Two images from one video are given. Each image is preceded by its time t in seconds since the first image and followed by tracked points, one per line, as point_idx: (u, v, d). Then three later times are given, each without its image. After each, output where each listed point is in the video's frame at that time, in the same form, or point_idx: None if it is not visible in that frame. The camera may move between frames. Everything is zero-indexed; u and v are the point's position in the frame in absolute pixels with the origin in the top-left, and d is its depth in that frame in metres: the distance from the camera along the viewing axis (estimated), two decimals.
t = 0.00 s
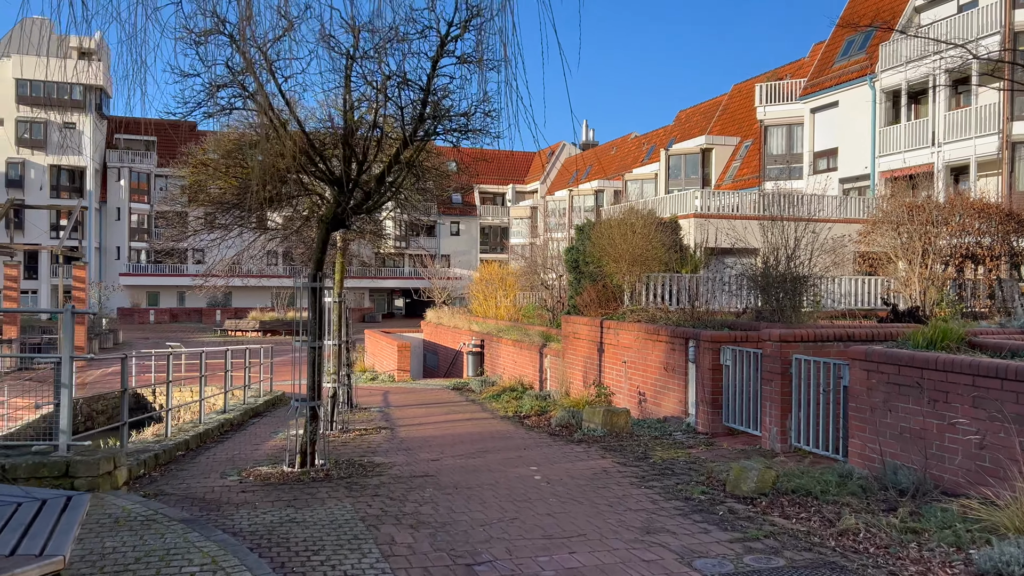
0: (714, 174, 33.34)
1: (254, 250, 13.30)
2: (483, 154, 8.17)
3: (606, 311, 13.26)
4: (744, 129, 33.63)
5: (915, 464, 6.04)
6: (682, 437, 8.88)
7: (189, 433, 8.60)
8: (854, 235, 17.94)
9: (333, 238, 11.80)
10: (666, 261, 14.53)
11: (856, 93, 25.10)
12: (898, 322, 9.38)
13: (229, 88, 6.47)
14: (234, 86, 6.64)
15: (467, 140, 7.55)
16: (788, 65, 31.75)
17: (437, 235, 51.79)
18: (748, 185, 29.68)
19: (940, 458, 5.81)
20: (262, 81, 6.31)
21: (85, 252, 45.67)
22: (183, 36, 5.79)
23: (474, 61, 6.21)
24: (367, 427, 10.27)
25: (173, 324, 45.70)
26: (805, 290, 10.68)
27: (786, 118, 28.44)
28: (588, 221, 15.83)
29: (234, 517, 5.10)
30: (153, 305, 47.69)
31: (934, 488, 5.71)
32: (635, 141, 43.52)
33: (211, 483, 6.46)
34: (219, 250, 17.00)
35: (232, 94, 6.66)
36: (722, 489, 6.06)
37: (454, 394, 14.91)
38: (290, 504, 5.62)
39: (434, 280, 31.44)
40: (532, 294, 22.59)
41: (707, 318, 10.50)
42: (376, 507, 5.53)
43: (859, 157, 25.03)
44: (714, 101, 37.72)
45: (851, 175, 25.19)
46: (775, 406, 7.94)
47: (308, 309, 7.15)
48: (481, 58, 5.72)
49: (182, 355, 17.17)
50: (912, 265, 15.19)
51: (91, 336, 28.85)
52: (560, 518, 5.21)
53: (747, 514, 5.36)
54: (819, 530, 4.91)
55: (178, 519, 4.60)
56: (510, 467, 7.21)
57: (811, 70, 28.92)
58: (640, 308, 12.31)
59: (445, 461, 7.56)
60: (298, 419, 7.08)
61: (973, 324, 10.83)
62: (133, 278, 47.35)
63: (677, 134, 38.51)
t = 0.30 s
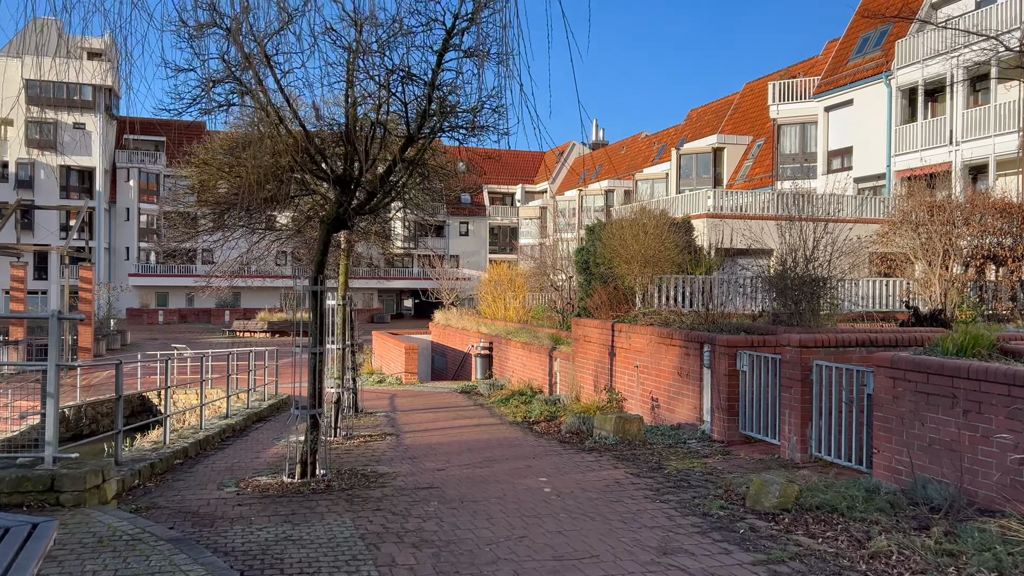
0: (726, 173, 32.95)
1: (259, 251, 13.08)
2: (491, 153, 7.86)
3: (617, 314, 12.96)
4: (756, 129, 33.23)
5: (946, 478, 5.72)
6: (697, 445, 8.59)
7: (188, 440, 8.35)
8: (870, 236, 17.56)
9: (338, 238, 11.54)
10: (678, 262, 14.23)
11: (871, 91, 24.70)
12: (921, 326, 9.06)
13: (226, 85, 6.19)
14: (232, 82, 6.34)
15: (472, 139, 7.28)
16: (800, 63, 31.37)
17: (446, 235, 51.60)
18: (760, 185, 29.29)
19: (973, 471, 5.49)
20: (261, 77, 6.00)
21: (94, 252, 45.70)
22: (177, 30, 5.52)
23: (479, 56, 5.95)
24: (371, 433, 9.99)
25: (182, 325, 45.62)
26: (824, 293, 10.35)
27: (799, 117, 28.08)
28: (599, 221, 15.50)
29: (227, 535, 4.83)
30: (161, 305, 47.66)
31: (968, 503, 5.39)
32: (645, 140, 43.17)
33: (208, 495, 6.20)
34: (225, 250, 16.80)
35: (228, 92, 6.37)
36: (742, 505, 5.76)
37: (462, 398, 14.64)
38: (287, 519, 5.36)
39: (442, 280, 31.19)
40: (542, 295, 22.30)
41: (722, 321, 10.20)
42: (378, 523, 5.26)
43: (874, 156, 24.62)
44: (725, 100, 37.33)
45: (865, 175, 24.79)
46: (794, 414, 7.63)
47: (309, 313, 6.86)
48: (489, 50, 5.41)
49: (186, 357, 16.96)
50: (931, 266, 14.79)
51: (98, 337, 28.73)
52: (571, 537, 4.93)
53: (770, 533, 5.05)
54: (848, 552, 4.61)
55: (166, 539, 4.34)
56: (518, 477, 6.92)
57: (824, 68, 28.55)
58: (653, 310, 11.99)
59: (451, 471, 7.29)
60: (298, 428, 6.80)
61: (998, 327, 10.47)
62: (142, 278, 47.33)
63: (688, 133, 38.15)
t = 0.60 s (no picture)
0: (739, 171, 32.54)
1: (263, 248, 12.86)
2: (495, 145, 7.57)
3: (629, 312, 12.65)
4: (769, 126, 32.78)
5: (978, 485, 5.39)
6: (712, 448, 8.27)
7: (186, 441, 8.12)
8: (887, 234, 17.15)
9: (342, 234, 11.28)
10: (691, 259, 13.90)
11: (887, 86, 24.26)
12: (946, 325, 8.71)
13: (219, 72, 5.92)
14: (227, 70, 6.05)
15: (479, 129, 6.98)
16: (815, 59, 30.94)
17: (456, 234, 51.37)
18: (774, 182, 28.88)
19: (1008, 478, 5.16)
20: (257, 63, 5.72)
21: (106, 251, 45.74)
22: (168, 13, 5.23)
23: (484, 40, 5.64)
24: (376, 434, 9.72)
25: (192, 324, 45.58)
26: (843, 291, 10.00)
27: (814, 113, 27.68)
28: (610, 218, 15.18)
29: (215, 544, 4.57)
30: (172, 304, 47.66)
31: (1002, 512, 5.06)
32: (657, 138, 42.77)
33: (200, 499, 5.95)
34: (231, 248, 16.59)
35: (222, 79, 6.10)
36: (761, 513, 5.45)
37: (470, 398, 14.35)
38: (280, 525, 5.09)
39: (451, 279, 30.91)
40: (552, 294, 21.98)
41: (737, 319, 9.88)
42: (375, 531, 4.98)
43: (891, 152, 24.17)
44: (738, 97, 36.89)
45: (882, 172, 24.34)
46: (814, 416, 7.30)
47: (308, 310, 6.57)
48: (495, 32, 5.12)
49: (192, 356, 16.77)
50: (953, 264, 14.37)
51: (107, 335, 28.66)
52: (579, 547, 4.64)
53: (791, 543, 4.74)
54: (876, 566, 4.29)
55: (147, 549, 4.08)
56: (525, 482, 6.62)
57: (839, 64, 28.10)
58: (666, 309, 11.67)
59: (455, 474, 7.01)
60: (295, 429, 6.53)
61: None
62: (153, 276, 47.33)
63: (701, 131, 37.74)
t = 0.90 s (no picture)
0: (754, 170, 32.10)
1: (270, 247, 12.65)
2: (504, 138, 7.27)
3: (643, 314, 12.32)
4: (786, 124, 32.29)
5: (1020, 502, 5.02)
6: (731, 457, 7.94)
7: (187, 448, 7.89)
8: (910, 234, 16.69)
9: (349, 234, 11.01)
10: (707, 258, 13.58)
11: (908, 82, 23.79)
12: (977, 329, 8.32)
13: (215, 65, 5.65)
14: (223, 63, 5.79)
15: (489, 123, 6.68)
16: (832, 56, 30.46)
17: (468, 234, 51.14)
18: (791, 181, 28.44)
19: None
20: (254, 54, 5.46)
21: (119, 251, 45.83)
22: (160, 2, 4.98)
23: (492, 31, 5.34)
24: (383, 440, 9.44)
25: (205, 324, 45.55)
26: (868, 292, 9.61)
27: (832, 111, 27.24)
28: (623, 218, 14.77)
29: (204, 565, 4.29)
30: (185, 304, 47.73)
31: None
32: (671, 137, 42.32)
33: (194, 512, 5.68)
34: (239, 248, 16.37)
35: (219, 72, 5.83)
36: (787, 531, 5.12)
37: (481, 401, 14.08)
38: (276, 542, 4.81)
39: (463, 279, 30.66)
40: (564, 295, 21.69)
41: (756, 321, 9.54)
42: (377, 549, 4.69)
43: (911, 150, 23.68)
44: (754, 95, 36.40)
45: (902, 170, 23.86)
46: (839, 425, 6.95)
47: (308, 313, 6.30)
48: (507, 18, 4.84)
49: (201, 357, 16.59)
50: (979, 263, 13.92)
51: (119, 336, 28.59)
52: (594, 570, 4.33)
53: (821, 565, 4.41)
54: None
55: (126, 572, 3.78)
56: (536, 493, 6.31)
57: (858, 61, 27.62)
58: (682, 310, 11.32)
59: (463, 484, 6.72)
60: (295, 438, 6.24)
61: None
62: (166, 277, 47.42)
63: (716, 129, 37.31)
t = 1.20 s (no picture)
0: (772, 167, 31.62)
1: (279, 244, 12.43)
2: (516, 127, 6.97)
3: (660, 312, 11.99)
4: (803, 120, 31.79)
5: None
6: (754, 461, 7.60)
7: (189, 450, 7.65)
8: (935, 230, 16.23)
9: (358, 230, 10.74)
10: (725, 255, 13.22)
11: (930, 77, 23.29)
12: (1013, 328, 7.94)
13: (216, 50, 5.41)
14: (223, 47, 5.53)
15: (501, 111, 6.39)
16: (851, 51, 29.95)
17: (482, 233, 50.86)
18: (810, 179, 27.98)
19: None
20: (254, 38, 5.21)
21: (134, 251, 45.90)
22: None
23: (504, 12, 5.05)
24: (392, 441, 9.16)
25: (219, 323, 45.53)
26: (896, 289, 9.23)
27: (851, 106, 26.77)
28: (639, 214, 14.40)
29: None
30: (200, 303, 47.78)
31: None
32: (686, 134, 41.83)
33: (191, 517, 5.41)
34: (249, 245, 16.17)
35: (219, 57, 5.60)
36: (818, 542, 4.80)
37: (493, 401, 13.78)
38: (274, 552, 4.53)
39: (476, 278, 30.37)
40: (578, 294, 21.35)
41: (779, 320, 9.19)
42: (380, 561, 4.40)
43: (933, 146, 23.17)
44: (771, 91, 35.91)
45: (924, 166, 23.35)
46: (868, 428, 6.61)
47: (310, 310, 6.01)
48: None
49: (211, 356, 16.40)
50: (1008, 260, 13.46)
51: (132, 335, 28.53)
52: None
53: None
54: None
55: None
56: (549, 499, 6.00)
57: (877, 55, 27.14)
58: (701, 309, 10.95)
59: (474, 489, 6.43)
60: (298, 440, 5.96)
61: None
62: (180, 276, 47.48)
63: (733, 126, 36.84)
